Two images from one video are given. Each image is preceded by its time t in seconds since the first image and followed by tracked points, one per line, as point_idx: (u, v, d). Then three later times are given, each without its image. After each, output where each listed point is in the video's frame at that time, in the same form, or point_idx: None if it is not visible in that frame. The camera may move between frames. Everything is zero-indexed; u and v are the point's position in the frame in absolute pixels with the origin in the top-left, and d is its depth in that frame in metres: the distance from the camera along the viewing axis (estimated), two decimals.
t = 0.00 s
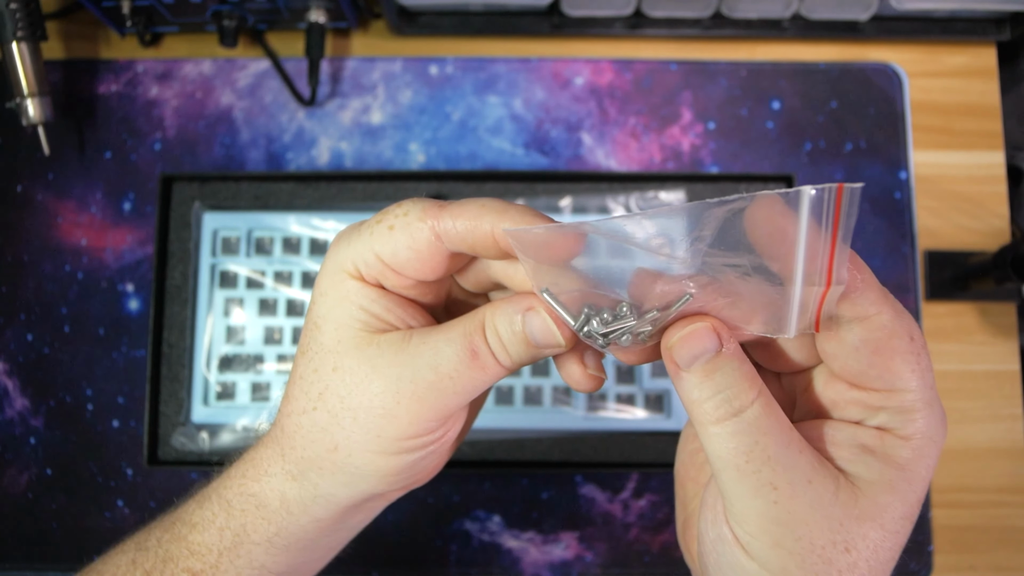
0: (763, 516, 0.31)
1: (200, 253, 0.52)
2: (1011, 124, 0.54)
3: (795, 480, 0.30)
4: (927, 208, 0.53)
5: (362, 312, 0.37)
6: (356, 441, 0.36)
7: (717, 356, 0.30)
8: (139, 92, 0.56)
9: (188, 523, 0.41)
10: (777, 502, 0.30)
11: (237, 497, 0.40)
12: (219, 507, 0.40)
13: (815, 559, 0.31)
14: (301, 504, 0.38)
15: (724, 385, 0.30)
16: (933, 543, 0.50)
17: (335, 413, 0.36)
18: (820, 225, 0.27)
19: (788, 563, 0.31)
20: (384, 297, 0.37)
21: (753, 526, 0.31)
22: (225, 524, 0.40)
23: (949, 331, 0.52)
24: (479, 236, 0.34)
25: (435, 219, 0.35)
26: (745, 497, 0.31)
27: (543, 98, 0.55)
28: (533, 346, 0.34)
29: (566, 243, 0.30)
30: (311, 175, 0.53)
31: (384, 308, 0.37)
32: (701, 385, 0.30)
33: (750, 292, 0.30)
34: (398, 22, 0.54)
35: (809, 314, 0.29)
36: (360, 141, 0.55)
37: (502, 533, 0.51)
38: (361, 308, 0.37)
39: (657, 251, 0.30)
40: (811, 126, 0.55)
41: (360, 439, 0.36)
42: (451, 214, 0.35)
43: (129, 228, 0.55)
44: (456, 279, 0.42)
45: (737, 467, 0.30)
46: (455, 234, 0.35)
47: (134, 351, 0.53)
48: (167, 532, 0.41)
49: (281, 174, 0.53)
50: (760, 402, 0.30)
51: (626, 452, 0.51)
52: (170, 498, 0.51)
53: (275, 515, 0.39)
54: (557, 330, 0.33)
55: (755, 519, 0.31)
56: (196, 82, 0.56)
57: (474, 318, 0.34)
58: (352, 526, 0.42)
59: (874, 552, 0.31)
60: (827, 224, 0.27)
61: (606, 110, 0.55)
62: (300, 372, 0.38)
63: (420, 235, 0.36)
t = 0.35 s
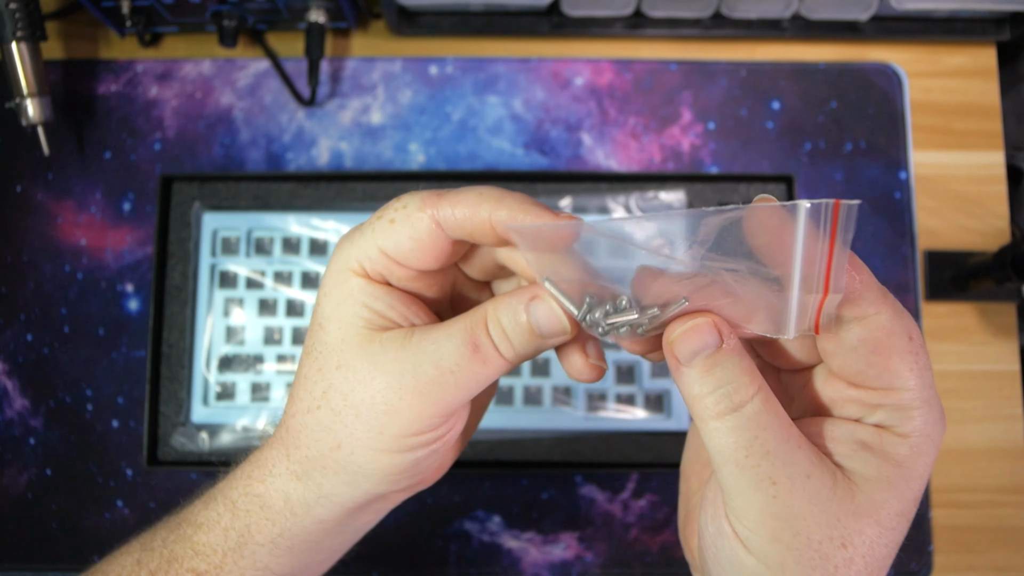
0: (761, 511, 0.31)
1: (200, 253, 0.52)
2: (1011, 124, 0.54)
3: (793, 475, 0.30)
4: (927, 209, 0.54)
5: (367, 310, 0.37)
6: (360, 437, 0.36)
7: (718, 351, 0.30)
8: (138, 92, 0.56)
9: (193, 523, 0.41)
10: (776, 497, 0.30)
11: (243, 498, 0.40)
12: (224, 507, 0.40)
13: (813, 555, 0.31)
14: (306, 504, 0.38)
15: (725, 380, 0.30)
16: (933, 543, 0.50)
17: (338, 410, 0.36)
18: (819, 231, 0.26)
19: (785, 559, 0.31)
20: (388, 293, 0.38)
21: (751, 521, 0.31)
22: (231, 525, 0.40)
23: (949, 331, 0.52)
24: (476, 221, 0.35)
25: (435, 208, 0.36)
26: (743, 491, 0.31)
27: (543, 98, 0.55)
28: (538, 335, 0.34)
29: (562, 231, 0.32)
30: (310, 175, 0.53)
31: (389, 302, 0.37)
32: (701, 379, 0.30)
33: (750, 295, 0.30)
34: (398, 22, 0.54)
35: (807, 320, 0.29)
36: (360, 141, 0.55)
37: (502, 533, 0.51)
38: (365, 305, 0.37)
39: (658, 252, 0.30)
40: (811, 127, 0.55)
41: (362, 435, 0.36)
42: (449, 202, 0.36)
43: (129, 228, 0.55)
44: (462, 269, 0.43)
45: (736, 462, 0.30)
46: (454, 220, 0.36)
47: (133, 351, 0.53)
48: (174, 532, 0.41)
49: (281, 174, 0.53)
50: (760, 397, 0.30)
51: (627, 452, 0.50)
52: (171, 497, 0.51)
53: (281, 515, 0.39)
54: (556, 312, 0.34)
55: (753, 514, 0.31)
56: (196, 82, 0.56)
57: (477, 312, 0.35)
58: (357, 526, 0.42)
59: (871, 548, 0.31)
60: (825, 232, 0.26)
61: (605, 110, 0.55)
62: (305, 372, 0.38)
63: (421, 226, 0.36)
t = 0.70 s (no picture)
0: (745, 478, 0.31)
1: (200, 253, 0.52)
2: (1011, 124, 0.54)
3: (778, 446, 0.31)
4: (927, 209, 0.54)
5: (444, 323, 0.38)
6: (434, 446, 0.36)
7: (709, 323, 0.31)
8: (139, 92, 0.56)
9: (268, 534, 0.41)
10: (760, 465, 0.31)
11: (320, 511, 0.40)
12: (301, 518, 0.41)
13: (791, 522, 0.32)
14: (384, 518, 0.38)
15: (716, 350, 0.30)
16: (933, 543, 0.50)
17: (413, 417, 0.36)
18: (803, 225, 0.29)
19: (765, 526, 0.32)
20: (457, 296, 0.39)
21: (734, 487, 0.32)
22: (306, 537, 0.40)
23: (949, 331, 0.52)
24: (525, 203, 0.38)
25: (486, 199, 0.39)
26: (728, 458, 0.31)
27: (543, 98, 0.55)
28: (613, 339, 0.34)
29: (592, 209, 0.32)
30: (310, 175, 0.53)
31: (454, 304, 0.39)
32: (693, 349, 0.31)
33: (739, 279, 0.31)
34: (399, 22, 0.54)
35: (796, 308, 0.30)
36: (360, 141, 0.55)
37: (502, 533, 0.51)
38: (444, 318, 0.38)
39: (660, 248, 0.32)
40: (811, 127, 0.55)
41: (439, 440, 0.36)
42: (500, 191, 0.38)
43: (129, 228, 0.55)
44: (518, 265, 0.45)
45: (723, 430, 0.31)
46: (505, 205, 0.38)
47: (134, 351, 0.53)
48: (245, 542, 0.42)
49: (281, 174, 0.53)
50: (749, 368, 0.30)
51: (627, 452, 0.50)
52: (171, 497, 0.51)
53: (356, 531, 0.39)
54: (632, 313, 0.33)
55: (737, 480, 0.31)
56: (196, 82, 0.56)
57: (548, 321, 0.35)
58: (432, 547, 0.42)
59: (846, 520, 0.32)
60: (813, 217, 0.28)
61: (606, 110, 0.55)
62: (383, 388, 0.38)
63: (483, 222, 0.39)
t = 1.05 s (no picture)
0: (793, 491, 0.34)
1: (200, 253, 0.52)
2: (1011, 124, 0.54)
3: (827, 460, 0.33)
4: (928, 209, 0.54)
5: (412, 282, 0.43)
6: (379, 386, 0.42)
7: (760, 334, 0.32)
8: (139, 92, 0.56)
9: (201, 495, 0.41)
10: (809, 479, 0.33)
11: (245, 453, 0.41)
12: (222, 450, 0.42)
13: (834, 535, 0.35)
14: (301, 466, 0.42)
15: (766, 362, 0.32)
16: (933, 543, 0.50)
17: (369, 357, 0.42)
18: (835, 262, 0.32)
19: (809, 539, 0.35)
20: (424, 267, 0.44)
21: (781, 502, 0.34)
22: (242, 489, 0.41)
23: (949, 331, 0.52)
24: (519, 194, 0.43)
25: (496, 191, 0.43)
26: (779, 472, 0.33)
27: (543, 98, 0.55)
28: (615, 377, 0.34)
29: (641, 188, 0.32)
30: (310, 176, 0.54)
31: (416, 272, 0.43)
32: (741, 361, 0.32)
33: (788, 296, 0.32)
34: (399, 22, 0.54)
35: (834, 335, 0.32)
36: (360, 141, 0.55)
37: (502, 533, 0.51)
38: (415, 279, 0.43)
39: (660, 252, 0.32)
40: (811, 127, 0.55)
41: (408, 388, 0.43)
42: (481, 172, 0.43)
43: (129, 228, 0.55)
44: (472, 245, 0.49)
45: (772, 444, 0.33)
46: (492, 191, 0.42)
47: (133, 351, 0.53)
48: (173, 509, 0.41)
49: (281, 174, 0.54)
50: (799, 381, 0.32)
51: (627, 451, 0.51)
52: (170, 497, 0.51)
53: (274, 465, 0.41)
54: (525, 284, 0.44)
55: (784, 495, 0.34)
56: (196, 82, 0.56)
57: (493, 279, 0.44)
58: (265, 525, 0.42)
59: (890, 537, 0.36)
60: (837, 262, 0.32)
61: (605, 110, 0.55)
62: (321, 335, 0.43)
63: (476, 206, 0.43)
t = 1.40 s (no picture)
0: (777, 484, 0.34)
1: (200, 253, 0.52)
2: (1011, 124, 0.54)
3: (809, 453, 0.34)
4: (928, 209, 0.54)
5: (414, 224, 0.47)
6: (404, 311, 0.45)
7: (742, 334, 0.32)
8: (139, 92, 0.56)
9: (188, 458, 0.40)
10: (792, 472, 0.34)
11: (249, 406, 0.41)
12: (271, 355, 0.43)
13: (819, 526, 0.35)
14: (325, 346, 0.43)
15: (747, 361, 0.32)
16: (933, 543, 0.50)
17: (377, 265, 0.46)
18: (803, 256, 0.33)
19: (795, 531, 0.35)
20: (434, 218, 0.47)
21: (767, 495, 0.35)
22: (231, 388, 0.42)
23: (949, 331, 0.52)
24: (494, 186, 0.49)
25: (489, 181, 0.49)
26: (763, 466, 0.34)
27: (543, 98, 0.55)
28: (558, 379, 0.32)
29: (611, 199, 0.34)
30: (310, 175, 0.54)
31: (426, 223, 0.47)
32: (725, 361, 0.33)
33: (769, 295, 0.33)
34: (399, 22, 0.54)
35: (812, 328, 0.32)
36: (360, 141, 0.55)
37: (502, 533, 0.51)
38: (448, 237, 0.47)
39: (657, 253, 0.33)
40: (811, 127, 0.55)
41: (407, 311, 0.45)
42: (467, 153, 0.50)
43: (129, 228, 0.55)
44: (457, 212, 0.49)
45: (757, 438, 0.33)
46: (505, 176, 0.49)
47: (134, 351, 0.53)
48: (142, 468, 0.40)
49: (281, 174, 0.54)
50: (781, 379, 0.33)
51: (627, 452, 0.50)
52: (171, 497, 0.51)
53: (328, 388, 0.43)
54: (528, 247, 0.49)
55: (770, 488, 0.34)
56: (197, 82, 0.56)
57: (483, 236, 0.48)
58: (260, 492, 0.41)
59: (873, 526, 0.36)
60: (806, 257, 0.33)
61: (605, 110, 0.55)
62: (356, 252, 0.46)
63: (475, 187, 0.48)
